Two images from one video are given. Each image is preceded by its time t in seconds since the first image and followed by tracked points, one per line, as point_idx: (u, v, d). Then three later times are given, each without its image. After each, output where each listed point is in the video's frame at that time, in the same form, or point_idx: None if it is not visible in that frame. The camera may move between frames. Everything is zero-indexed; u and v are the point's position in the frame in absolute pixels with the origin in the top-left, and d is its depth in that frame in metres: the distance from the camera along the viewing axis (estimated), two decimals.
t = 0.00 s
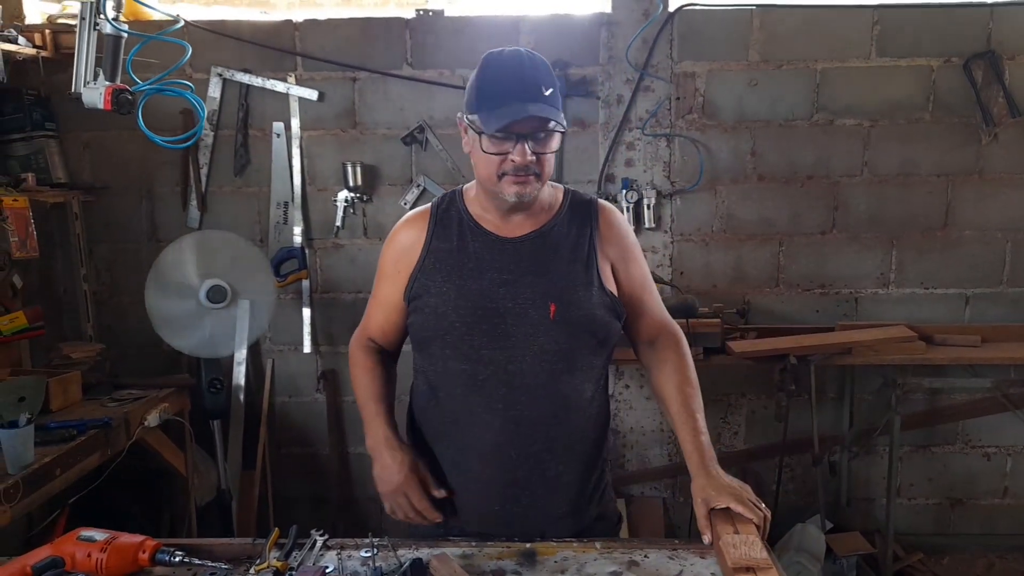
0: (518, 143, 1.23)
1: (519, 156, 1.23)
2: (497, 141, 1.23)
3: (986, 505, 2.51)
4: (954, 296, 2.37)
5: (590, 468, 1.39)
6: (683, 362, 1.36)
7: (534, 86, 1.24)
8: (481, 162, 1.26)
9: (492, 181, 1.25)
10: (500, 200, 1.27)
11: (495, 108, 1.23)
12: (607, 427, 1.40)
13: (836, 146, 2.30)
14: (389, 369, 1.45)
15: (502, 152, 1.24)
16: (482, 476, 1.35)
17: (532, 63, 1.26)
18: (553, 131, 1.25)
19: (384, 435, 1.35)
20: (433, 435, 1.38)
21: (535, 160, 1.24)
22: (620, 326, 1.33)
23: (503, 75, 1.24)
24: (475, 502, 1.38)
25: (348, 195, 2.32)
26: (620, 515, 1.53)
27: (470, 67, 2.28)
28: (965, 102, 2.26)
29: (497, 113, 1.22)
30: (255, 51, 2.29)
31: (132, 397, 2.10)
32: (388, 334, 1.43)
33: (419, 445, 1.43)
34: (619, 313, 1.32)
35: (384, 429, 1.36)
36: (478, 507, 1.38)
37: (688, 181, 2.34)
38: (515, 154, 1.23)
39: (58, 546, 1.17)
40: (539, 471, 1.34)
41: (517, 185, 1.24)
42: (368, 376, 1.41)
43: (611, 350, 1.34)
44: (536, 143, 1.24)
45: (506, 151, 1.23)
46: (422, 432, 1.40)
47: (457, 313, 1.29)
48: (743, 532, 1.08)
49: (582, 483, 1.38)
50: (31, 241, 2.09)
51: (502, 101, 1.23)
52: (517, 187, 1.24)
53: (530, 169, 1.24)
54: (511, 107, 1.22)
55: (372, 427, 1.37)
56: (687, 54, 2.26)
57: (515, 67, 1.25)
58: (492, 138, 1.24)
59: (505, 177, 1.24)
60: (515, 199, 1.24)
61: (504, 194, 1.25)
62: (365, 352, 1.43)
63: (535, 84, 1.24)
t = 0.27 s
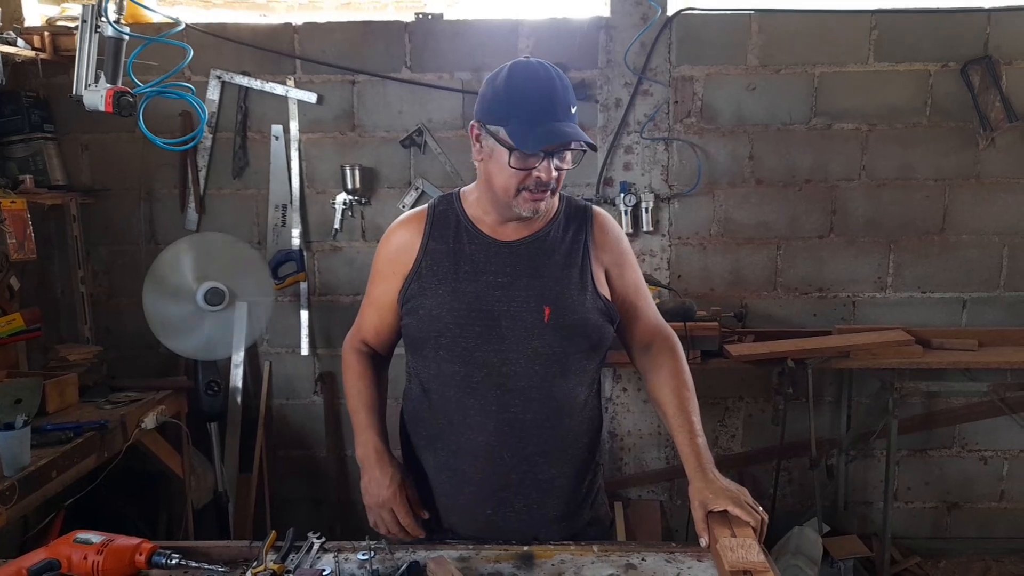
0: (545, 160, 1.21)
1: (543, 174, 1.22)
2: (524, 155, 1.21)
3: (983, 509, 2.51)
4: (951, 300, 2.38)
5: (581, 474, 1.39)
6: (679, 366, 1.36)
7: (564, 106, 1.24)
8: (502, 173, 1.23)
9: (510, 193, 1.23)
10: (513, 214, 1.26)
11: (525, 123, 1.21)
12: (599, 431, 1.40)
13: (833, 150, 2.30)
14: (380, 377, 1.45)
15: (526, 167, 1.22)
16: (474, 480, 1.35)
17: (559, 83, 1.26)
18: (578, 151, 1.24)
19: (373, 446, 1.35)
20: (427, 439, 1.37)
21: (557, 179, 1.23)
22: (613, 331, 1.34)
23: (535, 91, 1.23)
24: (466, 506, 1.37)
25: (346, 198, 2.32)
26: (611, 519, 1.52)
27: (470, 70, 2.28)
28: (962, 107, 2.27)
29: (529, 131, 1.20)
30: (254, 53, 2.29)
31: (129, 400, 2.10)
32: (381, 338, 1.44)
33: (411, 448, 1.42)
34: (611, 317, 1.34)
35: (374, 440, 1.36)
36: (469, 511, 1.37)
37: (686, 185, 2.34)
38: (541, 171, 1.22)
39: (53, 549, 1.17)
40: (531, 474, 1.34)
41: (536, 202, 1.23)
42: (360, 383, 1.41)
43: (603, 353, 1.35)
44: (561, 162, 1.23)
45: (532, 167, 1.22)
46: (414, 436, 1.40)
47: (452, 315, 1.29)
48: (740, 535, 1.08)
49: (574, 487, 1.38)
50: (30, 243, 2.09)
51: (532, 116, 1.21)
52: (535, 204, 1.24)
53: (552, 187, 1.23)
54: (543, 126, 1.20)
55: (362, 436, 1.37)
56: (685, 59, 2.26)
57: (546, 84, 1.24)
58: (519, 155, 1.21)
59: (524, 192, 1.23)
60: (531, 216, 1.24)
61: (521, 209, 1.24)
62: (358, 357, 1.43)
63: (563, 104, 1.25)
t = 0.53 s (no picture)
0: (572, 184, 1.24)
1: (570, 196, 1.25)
2: (554, 180, 1.22)
3: (985, 511, 2.51)
4: (952, 302, 2.38)
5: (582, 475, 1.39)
6: (674, 363, 1.37)
7: (592, 130, 1.24)
8: (527, 194, 1.24)
9: (534, 212, 1.26)
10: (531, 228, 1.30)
11: (557, 148, 1.21)
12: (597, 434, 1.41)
13: (834, 152, 2.30)
14: (380, 381, 1.44)
15: (554, 190, 1.23)
16: (475, 484, 1.34)
17: (586, 104, 1.25)
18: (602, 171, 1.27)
19: (374, 455, 1.34)
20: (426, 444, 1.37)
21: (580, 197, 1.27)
22: (611, 333, 1.35)
23: (566, 114, 1.22)
24: (467, 510, 1.36)
25: (348, 200, 2.32)
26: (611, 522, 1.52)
27: (471, 72, 2.28)
28: (963, 109, 2.27)
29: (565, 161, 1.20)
30: (255, 56, 2.29)
31: (131, 402, 2.10)
32: (380, 341, 1.43)
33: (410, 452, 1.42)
34: (610, 320, 1.35)
35: (375, 448, 1.35)
36: (469, 515, 1.36)
37: (688, 187, 2.34)
38: (567, 193, 1.24)
39: (55, 551, 1.17)
40: (530, 478, 1.34)
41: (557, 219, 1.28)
42: (360, 389, 1.40)
43: (602, 356, 1.35)
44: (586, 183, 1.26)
45: (559, 190, 1.24)
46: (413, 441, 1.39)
47: (453, 318, 1.29)
48: (742, 537, 1.07)
49: (574, 490, 1.38)
50: (31, 245, 2.09)
51: (564, 140, 1.21)
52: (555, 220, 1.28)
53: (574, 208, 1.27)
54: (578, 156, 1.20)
55: (363, 444, 1.36)
56: (686, 61, 2.27)
57: (576, 107, 1.23)
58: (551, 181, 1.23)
59: (547, 211, 1.26)
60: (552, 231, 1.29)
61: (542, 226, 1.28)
62: (358, 360, 1.42)
63: (590, 127, 1.25)
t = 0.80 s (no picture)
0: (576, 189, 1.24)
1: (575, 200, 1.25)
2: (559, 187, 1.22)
3: (983, 509, 2.51)
4: (950, 300, 2.38)
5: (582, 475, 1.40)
6: (662, 353, 1.42)
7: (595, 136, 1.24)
8: (531, 200, 1.24)
9: (537, 218, 1.26)
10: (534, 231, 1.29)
11: (562, 155, 1.21)
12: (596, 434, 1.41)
13: (832, 151, 2.31)
14: (375, 380, 1.43)
15: (558, 196, 1.24)
16: (475, 486, 1.34)
17: (588, 109, 1.25)
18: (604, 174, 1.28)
19: (371, 456, 1.33)
20: (425, 445, 1.37)
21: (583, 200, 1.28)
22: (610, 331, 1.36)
23: (570, 121, 1.21)
24: (466, 511, 1.36)
25: (345, 200, 2.31)
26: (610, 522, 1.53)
27: (468, 72, 2.28)
28: (959, 107, 2.27)
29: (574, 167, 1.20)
30: (251, 55, 2.29)
31: (128, 402, 2.10)
32: (376, 338, 1.42)
33: (410, 454, 1.42)
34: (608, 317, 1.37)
35: (371, 448, 1.34)
36: (469, 517, 1.36)
37: (685, 185, 2.34)
38: (571, 199, 1.25)
39: (52, 553, 1.16)
40: (531, 479, 1.34)
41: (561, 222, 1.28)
42: (355, 388, 1.39)
43: (600, 354, 1.36)
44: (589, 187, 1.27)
45: (563, 196, 1.24)
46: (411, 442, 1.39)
47: (455, 317, 1.28)
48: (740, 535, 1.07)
49: (574, 490, 1.38)
50: (28, 245, 2.08)
51: (569, 147, 1.21)
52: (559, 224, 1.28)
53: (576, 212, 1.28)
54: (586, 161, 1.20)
55: (358, 444, 1.35)
56: (683, 59, 2.27)
57: (579, 113, 1.22)
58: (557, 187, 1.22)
59: (550, 217, 1.27)
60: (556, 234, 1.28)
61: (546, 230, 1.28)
62: (353, 358, 1.41)
63: (593, 133, 1.25)
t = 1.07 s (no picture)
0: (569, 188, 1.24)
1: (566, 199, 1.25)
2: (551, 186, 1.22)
3: (980, 508, 2.51)
4: (947, 300, 2.38)
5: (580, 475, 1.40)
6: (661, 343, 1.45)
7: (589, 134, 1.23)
8: (524, 199, 1.24)
9: (530, 216, 1.26)
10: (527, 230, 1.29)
11: (554, 152, 1.20)
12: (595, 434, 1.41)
13: (829, 151, 2.31)
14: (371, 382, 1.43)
15: (551, 194, 1.23)
16: (474, 487, 1.34)
17: (582, 106, 1.24)
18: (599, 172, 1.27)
19: (368, 457, 1.32)
20: (423, 445, 1.37)
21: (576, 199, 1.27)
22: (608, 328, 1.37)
23: (562, 119, 1.21)
24: (465, 511, 1.36)
25: (342, 200, 2.31)
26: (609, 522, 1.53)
27: (465, 71, 2.28)
28: (957, 107, 2.27)
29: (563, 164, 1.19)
30: (249, 55, 2.28)
31: (126, 403, 2.09)
32: (373, 339, 1.42)
33: (408, 454, 1.42)
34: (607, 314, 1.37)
35: (368, 449, 1.33)
36: (469, 518, 1.36)
37: (683, 185, 2.34)
38: (564, 198, 1.24)
39: (50, 554, 1.16)
40: (530, 480, 1.34)
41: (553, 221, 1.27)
42: (352, 389, 1.39)
43: (598, 351, 1.37)
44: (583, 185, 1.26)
45: (556, 194, 1.24)
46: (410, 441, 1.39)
47: (453, 316, 1.28)
48: (738, 535, 1.07)
49: (573, 490, 1.38)
50: (25, 245, 2.08)
51: (560, 145, 1.20)
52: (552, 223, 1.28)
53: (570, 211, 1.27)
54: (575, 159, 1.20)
55: (355, 445, 1.34)
56: (681, 59, 2.27)
57: (572, 111, 1.22)
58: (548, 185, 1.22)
59: (543, 216, 1.27)
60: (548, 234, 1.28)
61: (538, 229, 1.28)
62: (350, 359, 1.41)
63: (587, 130, 1.24)
